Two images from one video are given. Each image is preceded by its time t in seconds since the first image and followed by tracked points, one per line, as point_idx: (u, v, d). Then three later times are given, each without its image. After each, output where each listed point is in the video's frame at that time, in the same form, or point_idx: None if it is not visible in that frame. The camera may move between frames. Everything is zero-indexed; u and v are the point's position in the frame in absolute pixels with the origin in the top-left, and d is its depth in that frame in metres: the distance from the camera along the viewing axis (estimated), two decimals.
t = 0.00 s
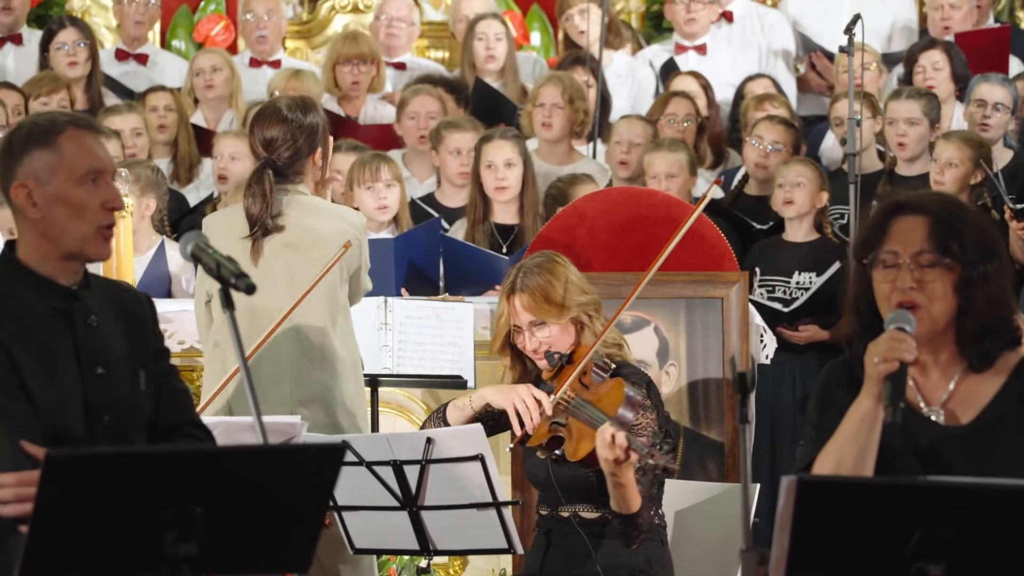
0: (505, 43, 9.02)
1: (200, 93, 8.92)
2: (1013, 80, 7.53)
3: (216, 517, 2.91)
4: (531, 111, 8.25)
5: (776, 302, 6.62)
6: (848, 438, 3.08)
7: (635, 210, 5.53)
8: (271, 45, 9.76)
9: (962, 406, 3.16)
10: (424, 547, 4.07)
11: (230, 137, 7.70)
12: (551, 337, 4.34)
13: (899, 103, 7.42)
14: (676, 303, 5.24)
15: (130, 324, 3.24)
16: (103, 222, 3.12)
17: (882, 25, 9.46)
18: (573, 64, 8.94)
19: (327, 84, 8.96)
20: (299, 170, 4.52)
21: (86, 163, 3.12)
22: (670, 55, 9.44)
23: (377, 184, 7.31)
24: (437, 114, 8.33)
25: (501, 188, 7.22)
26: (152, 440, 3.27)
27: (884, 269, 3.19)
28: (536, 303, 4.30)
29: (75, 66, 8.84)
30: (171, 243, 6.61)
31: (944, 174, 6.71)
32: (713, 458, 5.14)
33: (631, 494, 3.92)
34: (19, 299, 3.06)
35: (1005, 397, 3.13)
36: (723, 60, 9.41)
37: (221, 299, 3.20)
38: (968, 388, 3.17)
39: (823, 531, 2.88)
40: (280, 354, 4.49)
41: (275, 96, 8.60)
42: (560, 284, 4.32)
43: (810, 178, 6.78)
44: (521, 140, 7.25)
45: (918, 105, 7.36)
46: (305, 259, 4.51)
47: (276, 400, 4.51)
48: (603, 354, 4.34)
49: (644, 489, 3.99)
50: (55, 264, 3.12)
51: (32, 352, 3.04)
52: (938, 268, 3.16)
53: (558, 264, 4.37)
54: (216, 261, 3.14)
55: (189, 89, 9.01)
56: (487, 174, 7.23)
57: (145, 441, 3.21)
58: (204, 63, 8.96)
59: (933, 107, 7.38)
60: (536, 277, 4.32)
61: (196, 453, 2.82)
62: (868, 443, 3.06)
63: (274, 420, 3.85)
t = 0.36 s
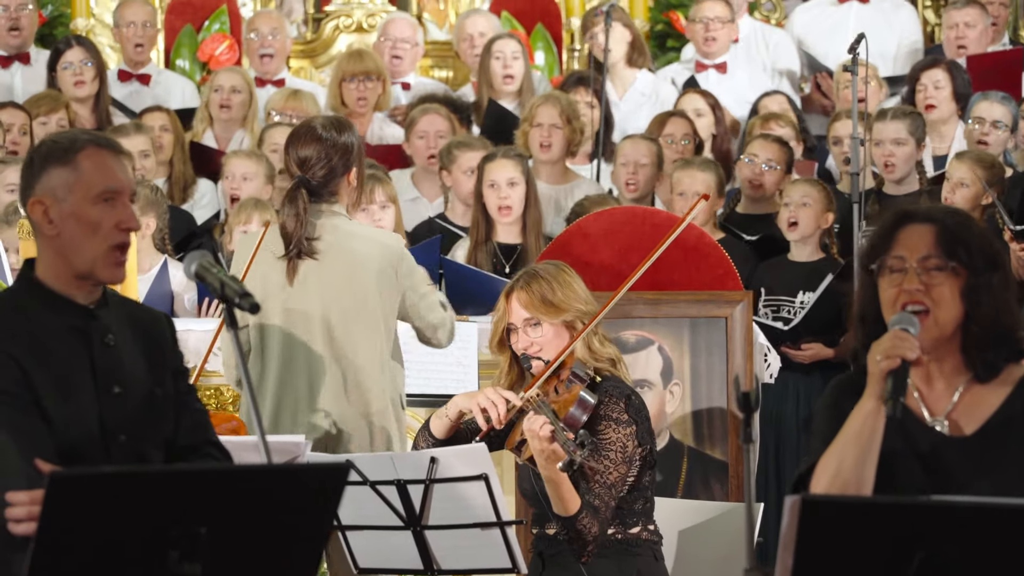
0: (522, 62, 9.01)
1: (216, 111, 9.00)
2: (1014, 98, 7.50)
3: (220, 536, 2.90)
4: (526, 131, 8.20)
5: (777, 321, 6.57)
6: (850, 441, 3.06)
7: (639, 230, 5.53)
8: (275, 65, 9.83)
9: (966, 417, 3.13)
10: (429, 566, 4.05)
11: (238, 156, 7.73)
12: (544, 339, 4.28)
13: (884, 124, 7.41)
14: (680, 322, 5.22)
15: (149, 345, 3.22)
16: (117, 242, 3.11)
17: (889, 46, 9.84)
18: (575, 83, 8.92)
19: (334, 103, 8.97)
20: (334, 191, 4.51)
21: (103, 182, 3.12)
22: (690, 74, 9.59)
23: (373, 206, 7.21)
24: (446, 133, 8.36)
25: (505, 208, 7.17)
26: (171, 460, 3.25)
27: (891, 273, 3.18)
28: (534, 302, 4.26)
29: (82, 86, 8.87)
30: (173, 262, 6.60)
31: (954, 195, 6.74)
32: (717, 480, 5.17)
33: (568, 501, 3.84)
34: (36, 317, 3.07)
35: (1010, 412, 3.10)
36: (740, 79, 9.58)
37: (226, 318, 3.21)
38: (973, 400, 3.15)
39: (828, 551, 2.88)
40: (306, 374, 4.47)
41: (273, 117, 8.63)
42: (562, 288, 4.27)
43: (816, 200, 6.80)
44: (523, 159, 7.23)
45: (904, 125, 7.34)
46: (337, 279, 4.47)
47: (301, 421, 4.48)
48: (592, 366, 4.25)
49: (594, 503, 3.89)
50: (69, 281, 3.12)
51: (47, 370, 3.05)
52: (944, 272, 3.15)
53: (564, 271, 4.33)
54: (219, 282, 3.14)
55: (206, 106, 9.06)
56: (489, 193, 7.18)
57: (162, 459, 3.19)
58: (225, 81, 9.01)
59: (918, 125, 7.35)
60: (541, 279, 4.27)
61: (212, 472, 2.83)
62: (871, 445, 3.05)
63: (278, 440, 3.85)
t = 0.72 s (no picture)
0: (536, 82, 9.10)
1: (233, 132, 9.02)
2: (1011, 118, 7.44)
3: (225, 555, 2.91)
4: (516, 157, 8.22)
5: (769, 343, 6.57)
6: (855, 437, 3.06)
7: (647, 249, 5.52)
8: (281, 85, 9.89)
9: (970, 427, 3.12)
10: None
11: (244, 176, 7.76)
12: (569, 354, 4.31)
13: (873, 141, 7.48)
14: (686, 342, 5.23)
15: (171, 368, 3.24)
16: (125, 259, 3.11)
17: (898, 66, 9.92)
18: (577, 103, 8.91)
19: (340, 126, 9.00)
20: (378, 213, 4.58)
21: (114, 199, 3.13)
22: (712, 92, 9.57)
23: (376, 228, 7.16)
24: (450, 153, 8.31)
25: (508, 227, 7.12)
26: (186, 479, 3.25)
27: (901, 276, 3.21)
28: (561, 317, 4.29)
29: (96, 105, 8.87)
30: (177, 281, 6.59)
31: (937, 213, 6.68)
32: (723, 500, 5.13)
33: (583, 500, 3.82)
34: (55, 335, 3.08)
35: (1016, 425, 3.09)
36: (761, 97, 9.52)
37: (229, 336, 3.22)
38: (978, 410, 3.14)
39: (832, 566, 2.87)
40: (355, 393, 4.54)
41: (282, 137, 8.62)
42: (587, 303, 4.31)
43: (806, 219, 6.84)
44: (526, 178, 7.18)
45: (892, 143, 7.41)
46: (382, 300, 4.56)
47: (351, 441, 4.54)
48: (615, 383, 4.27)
49: (608, 508, 3.88)
50: (85, 300, 3.13)
51: (63, 389, 3.05)
52: (955, 274, 3.17)
53: (588, 287, 4.38)
54: (225, 300, 3.15)
55: (223, 124, 9.08)
56: (492, 213, 7.12)
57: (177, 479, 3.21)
58: (245, 101, 9.05)
59: (905, 146, 7.46)
60: (568, 295, 4.31)
61: (228, 491, 2.85)
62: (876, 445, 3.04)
63: (284, 460, 3.84)
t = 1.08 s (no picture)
0: (540, 99, 9.12)
1: (247, 145, 9.04)
2: (1007, 131, 7.41)
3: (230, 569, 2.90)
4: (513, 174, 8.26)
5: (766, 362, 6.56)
6: (859, 437, 3.06)
7: (650, 262, 5.52)
8: (286, 99, 9.91)
9: (974, 437, 3.12)
10: None
11: (247, 189, 7.76)
12: (594, 367, 4.41)
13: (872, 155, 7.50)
14: (690, 356, 5.23)
15: (188, 381, 3.23)
16: (138, 273, 3.10)
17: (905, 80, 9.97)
18: (581, 117, 8.84)
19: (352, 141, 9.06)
20: (412, 230, 4.42)
21: (125, 212, 3.11)
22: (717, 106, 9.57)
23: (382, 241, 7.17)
24: (454, 168, 8.31)
25: (512, 241, 7.11)
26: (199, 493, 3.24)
27: (904, 294, 3.21)
28: (589, 330, 4.39)
29: (109, 118, 8.90)
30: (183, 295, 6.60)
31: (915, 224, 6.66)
32: (727, 514, 5.13)
33: (608, 513, 3.97)
34: (70, 348, 3.09)
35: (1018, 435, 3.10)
36: (767, 112, 9.54)
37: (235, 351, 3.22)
38: (982, 420, 3.13)
39: None
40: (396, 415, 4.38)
41: (298, 150, 8.64)
42: (615, 317, 4.41)
43: (795, 237, 6.80)
44: (530, 191, 7.16)
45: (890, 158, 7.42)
46: (422, 319, 4.39)
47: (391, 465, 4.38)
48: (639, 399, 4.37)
49: (630, 521, 4.02)
50: (100, 313, 3.13)
51: (76, 402, 3.07)
52: (959, 290, 3.17)
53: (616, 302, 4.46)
54: (229, 314, 3.15)
55: (238, 138, 9.10)
56: (496, 227, 7.11)
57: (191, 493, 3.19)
58: (259, 115, 9.07)
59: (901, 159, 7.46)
60: (596, 309, 4.41)
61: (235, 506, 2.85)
62: (881, 446, 3.04)
63: (288, 474, 3.84)
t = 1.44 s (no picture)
0: (539, 114, 9.13)
1: (251, 159, 9.06)
2: (1013, 145, 7.40)
3: None
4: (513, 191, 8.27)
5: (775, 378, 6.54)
6: (866, 450, 3.05)
7: (655, 276, 5.51)
8: (290, 112, 9.93)
9: (978, 448, 3.13)
10: None
11: (251, 203, 7.78)
12: (610, 382, 4.45)
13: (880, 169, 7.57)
14: (695, 370, 5.22)
15: (195, 395, 3.23)
16: (138, 284, 3.10)
17: (903, 94, 10.13)
18: (586, 131, 8.87)
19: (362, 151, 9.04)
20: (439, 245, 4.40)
21: (126, 224, 3.12)
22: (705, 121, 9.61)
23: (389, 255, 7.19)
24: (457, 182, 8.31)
25: (517, 254, 7.12)
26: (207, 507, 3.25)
27: (910, 310, 3.19)
28: (607, 346, 4.44)
29: (122, 133, 8.93)
30: (189, 308, 6.62)
31: (906, 237, 6.67)
32: (733, 527, 5.15)
33: (626, 526, 4.03)
34: (76, 362, 3.09)
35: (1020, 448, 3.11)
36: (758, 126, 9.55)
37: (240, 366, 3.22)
38: (985, 433, 3.14)
39: None
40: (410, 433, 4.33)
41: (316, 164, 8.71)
42: (632, 334, 4.45)
43: (801, 249, 6.81)
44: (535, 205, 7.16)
45: (897, 172, 7.50)
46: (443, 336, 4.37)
47: (402, 484, 4.33)
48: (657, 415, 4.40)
49: (647, 536, 4.05)
50: (105, 325, 3.14)
51: (82, 415, 3.07)
52: (965, 308, 3.17)
53: (635, 318, 4.50)
54: (235, 328, 3.15)
55: (242, 153, 9.12)
56: (501, 240, 7.10)
57: (197, 507, 3.19)
58: (259, 129, 9.07)
59: (909, 174, 7.56)
60: (614, 325, 4.46)
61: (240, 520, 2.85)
62: (888, 458, 3.02)
63: (293, 488, 3.83)
